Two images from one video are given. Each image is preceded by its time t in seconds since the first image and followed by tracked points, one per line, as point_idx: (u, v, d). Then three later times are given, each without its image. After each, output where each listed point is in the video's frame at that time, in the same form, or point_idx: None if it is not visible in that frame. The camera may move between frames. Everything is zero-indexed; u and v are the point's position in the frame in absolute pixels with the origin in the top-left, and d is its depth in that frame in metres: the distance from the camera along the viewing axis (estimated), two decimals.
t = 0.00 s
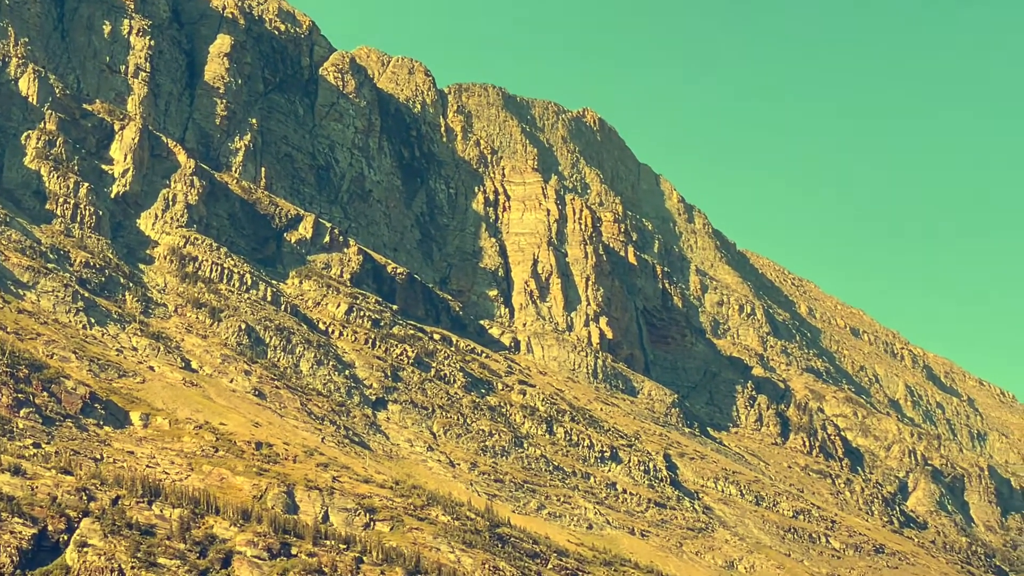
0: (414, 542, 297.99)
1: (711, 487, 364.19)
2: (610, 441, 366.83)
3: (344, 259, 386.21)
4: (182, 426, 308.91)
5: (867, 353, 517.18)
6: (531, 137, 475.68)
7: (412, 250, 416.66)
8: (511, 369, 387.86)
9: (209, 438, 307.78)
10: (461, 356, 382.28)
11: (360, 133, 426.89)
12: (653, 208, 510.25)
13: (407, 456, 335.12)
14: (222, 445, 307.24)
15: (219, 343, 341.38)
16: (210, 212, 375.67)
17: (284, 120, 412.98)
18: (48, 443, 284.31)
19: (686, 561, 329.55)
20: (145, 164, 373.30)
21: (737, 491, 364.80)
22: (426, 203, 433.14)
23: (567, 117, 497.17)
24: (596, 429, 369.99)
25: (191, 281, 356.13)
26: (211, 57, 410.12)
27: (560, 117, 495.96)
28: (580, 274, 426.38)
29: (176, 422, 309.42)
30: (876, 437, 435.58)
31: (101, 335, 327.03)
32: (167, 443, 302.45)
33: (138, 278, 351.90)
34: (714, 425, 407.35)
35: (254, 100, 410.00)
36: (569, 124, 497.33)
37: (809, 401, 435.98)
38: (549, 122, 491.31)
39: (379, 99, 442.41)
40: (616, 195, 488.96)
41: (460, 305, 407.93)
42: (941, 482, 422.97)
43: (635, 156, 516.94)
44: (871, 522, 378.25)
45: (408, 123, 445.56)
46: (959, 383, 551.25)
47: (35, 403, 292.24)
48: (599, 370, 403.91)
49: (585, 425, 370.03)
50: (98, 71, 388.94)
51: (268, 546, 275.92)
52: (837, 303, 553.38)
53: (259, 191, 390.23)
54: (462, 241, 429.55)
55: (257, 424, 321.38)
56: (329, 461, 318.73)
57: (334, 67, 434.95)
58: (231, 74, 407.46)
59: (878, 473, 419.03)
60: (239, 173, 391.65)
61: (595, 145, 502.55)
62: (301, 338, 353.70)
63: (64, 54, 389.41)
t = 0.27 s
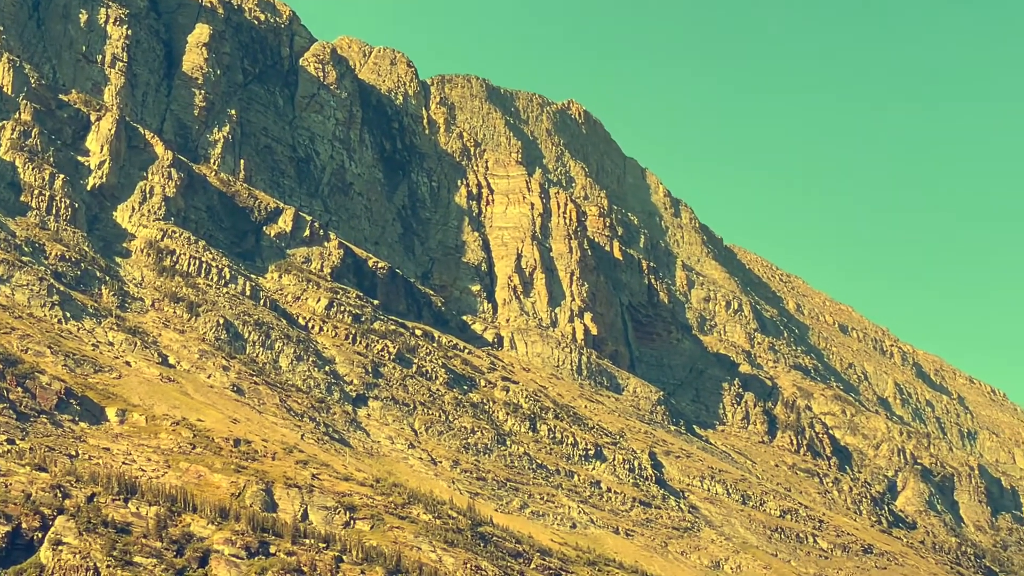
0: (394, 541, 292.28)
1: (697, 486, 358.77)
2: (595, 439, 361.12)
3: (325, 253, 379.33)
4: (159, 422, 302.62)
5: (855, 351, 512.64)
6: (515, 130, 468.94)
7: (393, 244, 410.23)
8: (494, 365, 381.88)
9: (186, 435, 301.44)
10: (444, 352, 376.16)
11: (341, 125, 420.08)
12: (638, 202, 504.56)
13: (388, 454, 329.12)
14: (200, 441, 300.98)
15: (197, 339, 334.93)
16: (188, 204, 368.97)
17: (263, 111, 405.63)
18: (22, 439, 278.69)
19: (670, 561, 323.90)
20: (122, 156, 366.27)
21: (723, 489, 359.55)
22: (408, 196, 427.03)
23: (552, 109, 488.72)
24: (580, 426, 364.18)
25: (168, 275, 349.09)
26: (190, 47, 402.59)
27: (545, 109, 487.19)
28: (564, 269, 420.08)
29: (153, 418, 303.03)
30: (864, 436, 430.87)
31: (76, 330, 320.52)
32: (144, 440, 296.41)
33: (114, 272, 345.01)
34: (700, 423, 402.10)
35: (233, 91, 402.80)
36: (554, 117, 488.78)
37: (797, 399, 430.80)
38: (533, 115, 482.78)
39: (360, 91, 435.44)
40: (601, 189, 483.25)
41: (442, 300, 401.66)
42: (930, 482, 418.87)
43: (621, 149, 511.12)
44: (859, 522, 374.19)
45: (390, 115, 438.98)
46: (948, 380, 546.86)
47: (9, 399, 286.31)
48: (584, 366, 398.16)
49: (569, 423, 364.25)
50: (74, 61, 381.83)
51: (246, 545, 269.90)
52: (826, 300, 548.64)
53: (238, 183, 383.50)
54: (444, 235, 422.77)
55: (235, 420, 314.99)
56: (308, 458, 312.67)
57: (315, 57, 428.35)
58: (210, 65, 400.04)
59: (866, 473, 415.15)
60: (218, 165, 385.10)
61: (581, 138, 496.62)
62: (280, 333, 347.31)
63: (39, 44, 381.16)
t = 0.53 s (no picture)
0: (375, 541, 287.43)
1: (682, 486, 354.23)
2: (579, 438, 356.42)
3: (305, 249, 374.00)
4: (137, 419, 297.23)
5: (843, 349, 508.79)
6: (500, 125, 462.74)
7: (375, 239, 405.00)
8: (477, 363, 376.86)
9: (165, 432, 296.21)
10: (426, 349, 370.97)
11: (322, 118, 414.54)
12: (624, 197, 499.53)
13: (370, 452, 324.05)
14: (178, 439, 295.70)
15: (175, 335, 329.58)
16: (167, 198, 363.24)
17: (243, 104, 400.18)
18: None
19: (655, 561, 319.28)
20: (100, 149, 360.15)
21: (709, 489, 355.05)
22: (391, 190, 421.75)
23: (536, 103, 483.14)
24: (564, 425, 359.42)
25: (146, 270, 344.22)
26: (169, 39, 396.19)
27: (529, 103, 481.85)
28: (549, 265, 414.76)
29: (131, 415, 297.60)
30: (852, 435, 427.06)
31: (53, 325, 315.28)
32: (121, 437, 290.97)
33: (91, 267, 339.18)
34: (685, 422, 397.74)
35: (213, 83, 396.68)
36: (538, 111, 483.30)
37: (784, 398, 426.43)
38: (518, 108, 477.25)
39: (342, 84, 429.64)
40: (586, 184, 478.43)
41: (425, 296, 396.44)
42: (918, 482, 415.68)
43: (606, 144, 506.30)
44: (847, 522, 370.65)
45: (372, 108, 433.47)
46: (937, 379, 543.18)
47: None
48: (568, 364, 393.51)
49: (553, 421, 359.45)
50: (51, 53, 375.11)
51: (224, 544, 265.20)
52: (813, 297, 544.69)
53: (218, 177, 377.77)
54: (427, 231, 417.63)
55: (214, 418, 309.68)
56: (288, 456, 307.59)
57: (297, 50, 422.81)
58: (189, 57, 393.89)
59: (853, 472, 411.09)
60: (198, 159, 379.40)
61: (565, 133, 490.62)
62: (260, 329, 342.04)
63: (15, 35, 372.58)
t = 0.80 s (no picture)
0: (355, 540, 285.11)
1: (663, 486, 352.43)
2: (560, 437, 354.45)
3: (285, 246, 371.11)
4: (115, 417, 294.61)
5: (826, 349, 507.71)
6: (482, 122, 461.42)
7: (356, 236, 402.29)
8: (458, 361, 374.59)
9: (143, 430, 293.72)
10: (406, 347, 368.48)
11: (303, 114, 411.85)
12: (606, 195, 497.45)
13: (350, 451, 321.60)
14: (156, 437, 293.14)
15: (154, 332, 326.60)
16: (146, 194, 360.13)
17: (223, 99, 397.41)
18: None
19: (636, 561, 317.49)
20: (78, 144, 357.26)
21: (691, 489, 353.24)
22: (371, 187, 419.27)
23: (519, 100, 482.71)
24: (545, 424, 357.33)
25: (125, 266, 340.61)
26: (148, 34, 392.53)
27: (512, 100, 481.11)
28: (530, 263, 412.64)
29: (109, 412, 294.94)
30: (835, 436, 425.86)
31: (30, 322, 312.19)
32: (98, 435, 288.46)
33: (69, 263, 336.26)
34: (667, 422, 396.20)
35: (193, 78, 393.96)
36: (521, 108, 482.81)
37: (766, 398, 424.93)
38: (500, 105, 476.24)
39: (323, 80, 426.79)
40: (568, 181, 476.41)
41: (405, 294, 393.80)
42: (900, 483, 414.81)
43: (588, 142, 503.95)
44: (829, 523, 369.57)
45: (353, 105, 430.89)
46: (920, 380, 542.48)
47: None
48: (549, 363, 391.58)
49: (534, 420, 357.32)
50: (29, 47, 370.42)
51: (202, 543, 262.98)
52: (796, 296, 543.47)
53: (197, 172, 374.86)
54: (407, 228, 414.99)
55: (193, 416, 307.08)
56: (267, 454, 305.19)
57: (277, 45, 420.14)
58: (169, 52, 390.39)
59: (836, 472, 408.91)
60: (177, 155, 376.76)
61: (548, 130, 488.93)
62: (239, 326, 339.23)
63: None
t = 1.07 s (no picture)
0: (337, 541, 282.69)
1: (648, 487, 350.57)
2: (543, 438, 352.44)
3: (268, 245, 368.55)
4: (95, 416, 292.06)
5: (811, 350, 506.27)
6: (466, 121, 460.09)
7: (339, 235, 399.71)
8: (441, 362, 372.35)
9: (123, 430, 291.16)
10: (389, 347, 366.15)
11: (286, 112, 408.89)
12: (591, 195, 495.68)
13: (332, 452, 319.31)
14: (137, 437, 290.52)
15: (135, 331, 323.78)
16: (128, 192, 357.45)
17: (206, 97, 394.51)
18: None
19: (620, 563, 315.71)
20: (59, 141, 353.90)
21: (675, 491, 351.45)
22: (355, 185, 416.01)
23: (503, 99, 480.97)
24: (529, 425, 355.31)
25: (107, 265, 337.75)
26: (131, 31, 389.54)
27: (496, 99, 479.42)
28: (514, 263, 410.60)
29: (89, 412, 292.37)
30: (820, 438, 424.40)
31: (10, 320, 309.40)
32: (78, 435, 286.00)
33: (50, 261, 333.44)
34: (651, 423, 394.44)
35: (176, 76, 391.07)
36: (506, 107, 480.94)
37: (751, 400, 423.28)
38: (484, 104, 474.91)
39: (307, 78, 423.90)
40: (553, 180, 474.37)
41: (389, 294, 391.35)
42: (886, 485, 413.54)
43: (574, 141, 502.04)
44: (813, 525, 368.19)
45: (336, 103, 427.30)
46: (906, 382, 541.50)
47: None
48: (533, 364, 389.54)
49: (518, 421, 355.23)
50: (10, 43, 366.58)
51: (183, 544, 260.68)
52: (782, 298, 541.92)
53: (180, 171, 372.10)
54: (391, 227, 412.51)
55: (174, 416, 304.43)
56: (249, 455, 302.75)
57: (261, 42, 416.75)
58: (151, 48, 387.43)
59: (820, 474, 407.54)
60: (159, 152, 373.99)
61: (533, 129, 487.34)
62: (221, 326, 336.60)
63: None
